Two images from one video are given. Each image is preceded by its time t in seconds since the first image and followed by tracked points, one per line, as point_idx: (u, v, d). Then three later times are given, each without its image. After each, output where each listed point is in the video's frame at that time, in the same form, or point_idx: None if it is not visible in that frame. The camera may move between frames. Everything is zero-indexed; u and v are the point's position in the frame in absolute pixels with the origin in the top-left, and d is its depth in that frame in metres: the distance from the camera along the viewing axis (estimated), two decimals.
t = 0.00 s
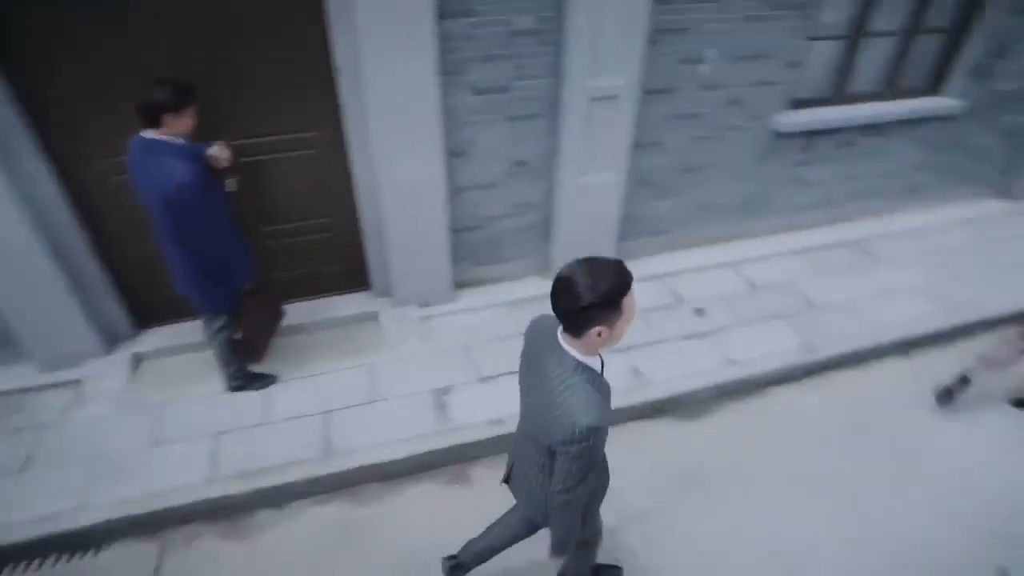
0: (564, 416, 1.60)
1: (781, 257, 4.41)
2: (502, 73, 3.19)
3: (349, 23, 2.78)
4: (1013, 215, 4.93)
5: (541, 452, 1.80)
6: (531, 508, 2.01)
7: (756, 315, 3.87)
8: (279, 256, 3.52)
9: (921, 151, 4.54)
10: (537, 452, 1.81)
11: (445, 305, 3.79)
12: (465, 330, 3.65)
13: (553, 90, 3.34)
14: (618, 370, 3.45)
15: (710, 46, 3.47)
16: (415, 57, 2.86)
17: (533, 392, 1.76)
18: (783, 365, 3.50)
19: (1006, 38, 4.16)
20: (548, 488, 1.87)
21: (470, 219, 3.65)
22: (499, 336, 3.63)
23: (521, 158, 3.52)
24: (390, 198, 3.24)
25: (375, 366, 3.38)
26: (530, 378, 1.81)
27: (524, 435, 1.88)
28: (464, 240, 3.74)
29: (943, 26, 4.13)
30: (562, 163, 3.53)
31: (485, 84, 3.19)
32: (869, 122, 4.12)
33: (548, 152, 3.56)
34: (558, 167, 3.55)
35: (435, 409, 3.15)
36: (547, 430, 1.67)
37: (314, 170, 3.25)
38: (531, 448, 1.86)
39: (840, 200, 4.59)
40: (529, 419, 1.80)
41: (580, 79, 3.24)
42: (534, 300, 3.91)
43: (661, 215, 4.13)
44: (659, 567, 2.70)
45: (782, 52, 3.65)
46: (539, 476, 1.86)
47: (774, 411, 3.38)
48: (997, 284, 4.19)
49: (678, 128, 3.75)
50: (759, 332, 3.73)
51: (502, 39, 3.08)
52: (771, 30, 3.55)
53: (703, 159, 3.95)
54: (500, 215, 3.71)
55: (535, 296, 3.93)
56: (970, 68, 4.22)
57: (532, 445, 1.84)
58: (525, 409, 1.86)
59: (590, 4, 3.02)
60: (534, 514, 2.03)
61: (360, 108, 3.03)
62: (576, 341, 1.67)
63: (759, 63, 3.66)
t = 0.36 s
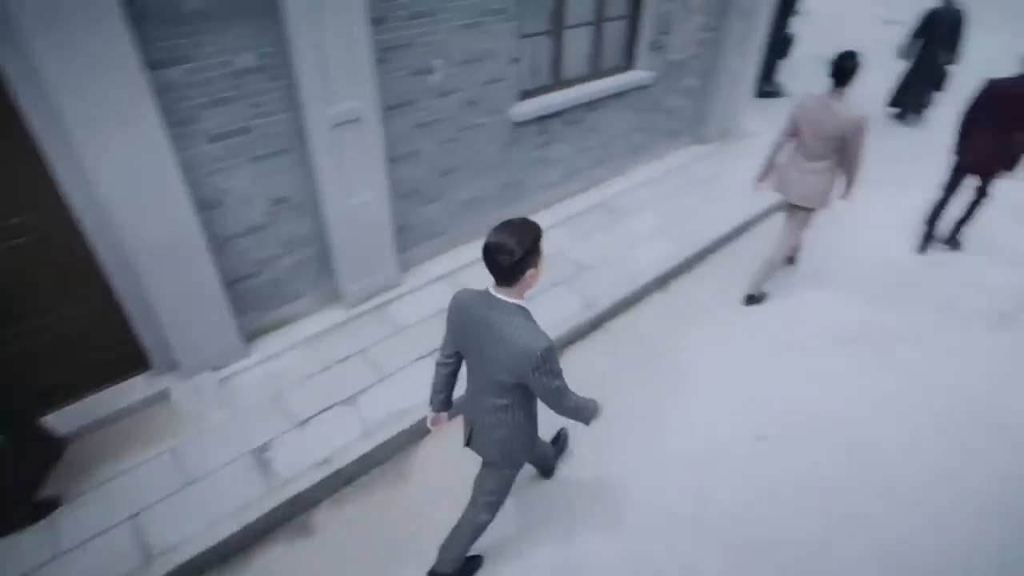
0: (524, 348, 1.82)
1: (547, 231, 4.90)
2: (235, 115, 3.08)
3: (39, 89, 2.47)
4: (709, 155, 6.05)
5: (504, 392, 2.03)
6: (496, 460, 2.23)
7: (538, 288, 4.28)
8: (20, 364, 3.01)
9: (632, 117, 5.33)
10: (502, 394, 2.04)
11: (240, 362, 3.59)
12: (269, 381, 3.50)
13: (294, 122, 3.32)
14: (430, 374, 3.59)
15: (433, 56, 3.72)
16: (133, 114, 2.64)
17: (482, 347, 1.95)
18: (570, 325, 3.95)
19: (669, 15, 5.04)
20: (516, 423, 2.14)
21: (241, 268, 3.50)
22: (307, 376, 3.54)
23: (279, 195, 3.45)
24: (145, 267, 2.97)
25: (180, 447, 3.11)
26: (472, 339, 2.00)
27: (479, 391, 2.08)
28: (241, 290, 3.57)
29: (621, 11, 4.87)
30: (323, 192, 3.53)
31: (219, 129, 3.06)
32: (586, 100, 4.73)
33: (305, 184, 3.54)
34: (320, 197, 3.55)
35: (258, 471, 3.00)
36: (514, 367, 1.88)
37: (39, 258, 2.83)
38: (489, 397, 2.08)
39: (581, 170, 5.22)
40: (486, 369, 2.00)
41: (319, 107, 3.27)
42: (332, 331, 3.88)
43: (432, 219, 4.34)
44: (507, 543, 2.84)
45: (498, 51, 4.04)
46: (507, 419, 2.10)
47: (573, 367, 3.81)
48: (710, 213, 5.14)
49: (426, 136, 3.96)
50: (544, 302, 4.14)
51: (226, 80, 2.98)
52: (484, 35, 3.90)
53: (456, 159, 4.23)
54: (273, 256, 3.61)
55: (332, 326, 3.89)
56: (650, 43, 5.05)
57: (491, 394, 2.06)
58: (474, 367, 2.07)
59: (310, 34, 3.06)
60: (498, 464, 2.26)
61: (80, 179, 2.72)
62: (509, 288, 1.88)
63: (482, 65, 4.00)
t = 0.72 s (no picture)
0: (489, 311, 2.38)
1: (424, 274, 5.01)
2: (73, 199, 2.92)
3: None
4: (566, 183, 6.48)
5: (475, 353, 2.57)
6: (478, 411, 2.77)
7: (421, 332, 4.36)
8: None
9: (491, 156, 5.61)
10: (473, 354, 2.58)
11: (111, 458, 3.33)
12: (147, 473, 3.28)
13: (143, 199, 3.19)
14: (322, 435, 3.54)
15: (285, 119, 3.73)
16: None
17: (454, 317, 2.49)
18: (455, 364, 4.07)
19: (512, 59, 5.39)
20: (486, 379, 2.66)
21: (100, 357, 3.27)
22: (191, 460, 3.37)
23: (136, 276, 3.28)
24: None
25: (50, 564, 2.83)
26: (444, 314, 2.53)
27: (456, 353, 2.63)
28: (103, 380, 3.33)
29: (467, 58, 5.15)
30: (185, 268, 3.40)
31: (57, 214, 2.89)
32: (444, 144, 4.92)
33: (163, 261, 3.39)
34: (182, 272, 3.41)
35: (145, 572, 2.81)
36: (481, 328, 2.43)
37: None
38: (465, 358, 2.62)
39: (449, 211, 5.40)
40: (460, 334, 2.54)
41: (169, 182, 3.16)
42: (213, 408, 3.70)
43: (305, 278, 4.29)
44: None
45: (352, 109, 4.13)
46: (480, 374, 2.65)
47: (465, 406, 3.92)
48: (573, 238, 5.52)
49: (288, 197, 3.94)
50: (428, 345, 4.24)
51: (58, 163, 2.83)
52: (335, 94, 3.98)
53: (322, 216, 4.23)
54: (136, 339, 3.41)
55: (212, 403, 3.72)
56: (498, 86, 5.36)
57: (465, 356, 2.61)
58: (450, 336, 2.60)
59: (150, 110, 2.98)
60: (479, 414, 2.80)
61: None
62: (475, 265, 2.45)
63: (336, 122, 4.06)
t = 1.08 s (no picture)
0: (505, 333, 2.93)
1: (366, 350, 5.04)
2: None
3: None
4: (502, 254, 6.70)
5: (490, 371, 3.08)
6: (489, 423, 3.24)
7: (365, 411, 4.34)
8: None
9: (428, 230, 5.79)
10: (489, 373, 3.09)
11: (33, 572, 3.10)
12: None
13: (72, 294, 3.13)
14: (265, 525, 3.44)
15: (221, 207, 3.78)
16: None
17: (474, 341, 3.00)
18: (401, 441, 4.07)
19: (444, 139, 5.67)
20: (498, 394, 3.16)
21: (21, 462, 3.10)
22: (123, 565, 3.18)
23: (62, 373, 3.17)
24: None
25: None
26: (466, 339, 3.05)
27: (472, 373, 3.13)
28: (25, 486, 3.15)
29: (400, 140, 5.38)
30: (117, 362, 3.31)
31: None
32: (382, 222, 5.07)
33: (93, 356, 3.30)
34: (114, 367, 3.32)
35: None
36: (498, 349, 2.97)
37: None
38: (479, 378, 3.12)
39: (389, 285, 5.49)
40: (477, 355, 3.06)
41: (101, 276, 3.13)
42: (146, 506, 3.53)
43: (244, 363, 4.23)
44: None
45: (288, 194, 4.23)
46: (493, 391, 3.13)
47: (413, 483, 3.90)
48: (512, 305, 5.70)
49: (225, 283, 3.94)
50: (373, 424, 4.22)
51: None
52: (272, 180, 4.08)
53: (260, 300, 4.23)
54: (62, 440, 3.26)
55: (146, 501, 3.55)
56: (430, 165, 5.59)
57: (480, 376, 3.11)
58: (468, 358, 3.11)
59: (82, 206, 2.98)
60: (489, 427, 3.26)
61: None
62: (489, 299, 3.00)
63: (274, 207, 4.15)
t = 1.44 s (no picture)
0: (511, 354, 3.37)
1: (326, 414, 5.00)
2: None
3: None
4: (461, 311, 6.79)
5: (497, 390, 3.48)
6: (500, 438, 3.61)
7: (325, 477, 4.29)
8: None
9: (386, 291, 5.86)
10: (497, 392, 3.49)
11: None
12: None
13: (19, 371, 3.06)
14: None
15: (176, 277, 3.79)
16: None
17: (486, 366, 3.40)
18: (363, 506, 4.03)
19: (400, 201, 5.82)
20: (503, 410, 3.56)
21: None
22: None
23: (6, 454, 3.06)
24: None
25: None
26: (477, 365, 3.43)
27: (482, 396, 3.50)
28: None
29: (356, 204, 5.50)
30: (66, 439, 3.23)
31: None
32: (339, 285, 5.13)
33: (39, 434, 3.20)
34: (62, 444, 3.23)
35: None
36: (505, 369, 3.39)
37: None
38: (490, 399, 3.50)
39: (348, 347, 5.50)
40: (486, 378, 3.44)
41: (51, 352, 3.09)
42: None
43: (199, 434, 4.15)
44: None
45: (244, 261, 4.26)
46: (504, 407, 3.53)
47: (376, 549, 3.85)
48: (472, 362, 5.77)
49: (180, 353, 3.90)
50: (333, 489, 4.17)
51: None
52: (228, 249, 4.12)
53: (215, 368, 4.19)
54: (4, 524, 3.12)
55: None
56: (387, 227, 5.72)
57: (489, 396, 3.49)
58: (478, 383, 3.48)
59: (33, 282, 2.97)
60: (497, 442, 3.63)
61: None
62: (492, 326, 3.40)
63: (230, 275, 4.17)
